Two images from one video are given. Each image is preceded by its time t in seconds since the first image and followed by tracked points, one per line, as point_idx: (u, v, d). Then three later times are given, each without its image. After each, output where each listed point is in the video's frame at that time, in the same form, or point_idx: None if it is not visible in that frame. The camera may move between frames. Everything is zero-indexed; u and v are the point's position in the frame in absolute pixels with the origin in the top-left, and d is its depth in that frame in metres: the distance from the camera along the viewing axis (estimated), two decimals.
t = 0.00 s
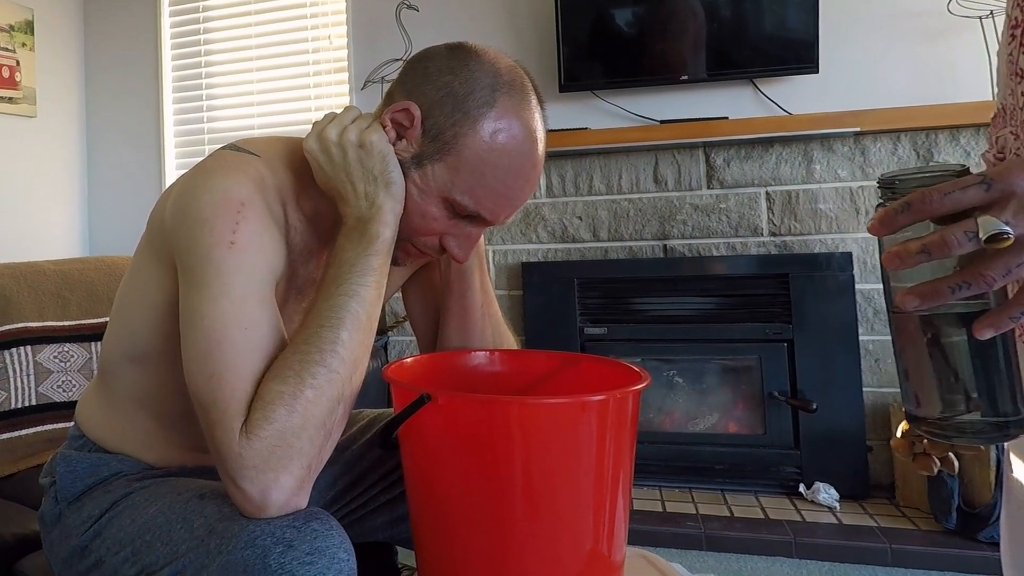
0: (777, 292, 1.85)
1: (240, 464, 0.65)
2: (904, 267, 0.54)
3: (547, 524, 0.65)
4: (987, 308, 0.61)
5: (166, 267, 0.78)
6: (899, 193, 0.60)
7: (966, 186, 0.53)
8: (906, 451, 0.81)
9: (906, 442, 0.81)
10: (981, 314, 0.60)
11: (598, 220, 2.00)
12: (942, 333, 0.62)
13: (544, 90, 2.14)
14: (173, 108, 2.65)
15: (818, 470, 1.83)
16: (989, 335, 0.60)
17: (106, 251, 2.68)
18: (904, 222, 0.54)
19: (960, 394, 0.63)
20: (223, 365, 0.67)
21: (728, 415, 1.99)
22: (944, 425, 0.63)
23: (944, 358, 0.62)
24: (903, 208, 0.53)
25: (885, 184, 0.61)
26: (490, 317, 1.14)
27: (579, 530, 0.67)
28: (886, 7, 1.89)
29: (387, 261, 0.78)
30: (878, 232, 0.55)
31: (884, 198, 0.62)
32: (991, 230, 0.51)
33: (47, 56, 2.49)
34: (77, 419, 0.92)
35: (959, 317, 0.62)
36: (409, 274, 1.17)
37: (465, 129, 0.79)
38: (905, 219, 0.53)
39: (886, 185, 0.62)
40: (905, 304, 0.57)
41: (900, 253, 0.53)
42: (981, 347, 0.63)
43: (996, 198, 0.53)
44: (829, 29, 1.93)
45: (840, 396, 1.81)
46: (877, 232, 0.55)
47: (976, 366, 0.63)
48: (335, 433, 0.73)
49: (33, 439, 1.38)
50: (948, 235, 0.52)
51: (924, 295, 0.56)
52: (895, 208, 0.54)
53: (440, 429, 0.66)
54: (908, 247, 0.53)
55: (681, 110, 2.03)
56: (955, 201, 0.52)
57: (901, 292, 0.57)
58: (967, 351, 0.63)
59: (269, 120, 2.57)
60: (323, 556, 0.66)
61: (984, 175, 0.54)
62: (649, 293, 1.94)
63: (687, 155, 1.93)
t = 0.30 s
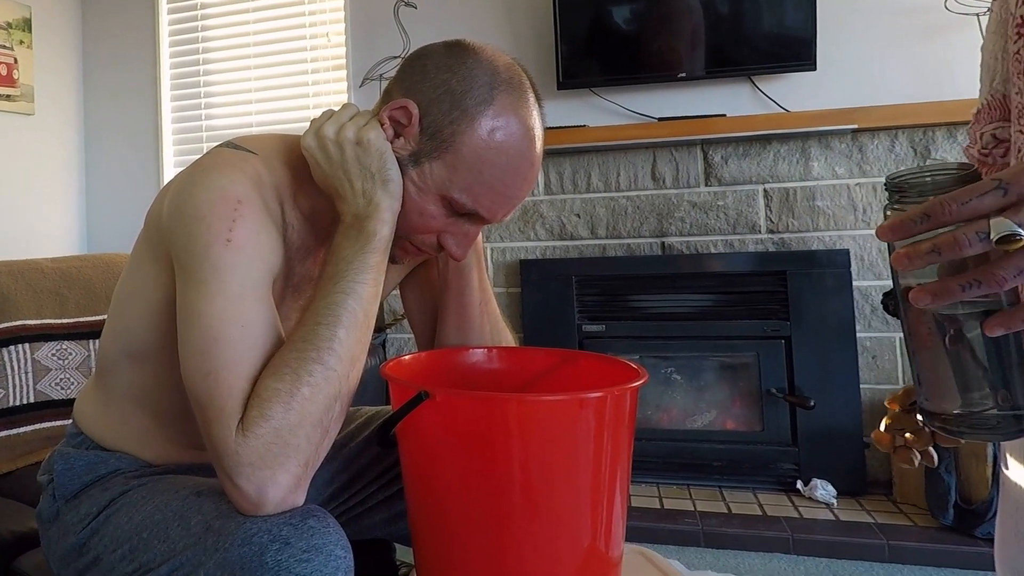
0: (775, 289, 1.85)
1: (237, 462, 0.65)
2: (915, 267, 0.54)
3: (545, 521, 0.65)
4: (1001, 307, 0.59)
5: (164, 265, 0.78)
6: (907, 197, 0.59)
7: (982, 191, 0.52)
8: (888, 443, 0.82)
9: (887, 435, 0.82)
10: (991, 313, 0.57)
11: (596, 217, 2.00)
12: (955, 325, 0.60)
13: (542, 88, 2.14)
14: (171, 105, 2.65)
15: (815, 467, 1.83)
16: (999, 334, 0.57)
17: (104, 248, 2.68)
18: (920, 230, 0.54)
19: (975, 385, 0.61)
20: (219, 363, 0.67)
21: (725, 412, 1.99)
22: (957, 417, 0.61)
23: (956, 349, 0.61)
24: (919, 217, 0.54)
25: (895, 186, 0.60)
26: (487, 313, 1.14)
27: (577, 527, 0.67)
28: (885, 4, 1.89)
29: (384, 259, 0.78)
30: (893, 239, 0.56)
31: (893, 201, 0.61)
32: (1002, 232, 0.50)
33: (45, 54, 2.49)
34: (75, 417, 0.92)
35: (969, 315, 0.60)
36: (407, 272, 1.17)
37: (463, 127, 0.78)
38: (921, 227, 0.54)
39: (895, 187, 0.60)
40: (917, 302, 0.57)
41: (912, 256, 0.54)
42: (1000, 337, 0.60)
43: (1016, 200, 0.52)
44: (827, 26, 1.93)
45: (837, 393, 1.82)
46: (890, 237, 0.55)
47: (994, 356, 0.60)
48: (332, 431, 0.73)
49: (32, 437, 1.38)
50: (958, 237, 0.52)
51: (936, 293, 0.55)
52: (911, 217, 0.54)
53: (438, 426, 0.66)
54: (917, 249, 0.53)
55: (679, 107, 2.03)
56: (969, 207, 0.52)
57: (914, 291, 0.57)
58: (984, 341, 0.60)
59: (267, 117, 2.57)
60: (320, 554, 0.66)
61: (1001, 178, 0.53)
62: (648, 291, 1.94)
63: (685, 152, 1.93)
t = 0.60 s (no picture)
0: (773, 287, 1.86)
1: (235, 460, 0.65)
2: (908, 258, 0.55)
3: (543, 518, 0.66)
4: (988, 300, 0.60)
5: (162, 264, 0.78)
6: (902, 189, 0.59)
7: (977, 184, 0.53)
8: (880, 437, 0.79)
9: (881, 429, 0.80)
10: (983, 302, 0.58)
11: (594, 215, 2.00)
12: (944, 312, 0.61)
13: (540, 86, 2.14)
14: (168, 104, 2.65)
15: (813, 464, 1.83)
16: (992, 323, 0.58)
17: (102, 247, 2.68)
18: (917, 224, 0.54)
19: (961, 375, 0.61)
20: (217, 360, 0.67)
21: (723, 409, 2.00)
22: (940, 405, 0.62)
23: (945, 340, 0.61)
24: (917, 211, 0.54)
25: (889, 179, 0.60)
26: (485, 311, 1.14)
27: (575, 525, 0.67)
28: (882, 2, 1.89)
29: (382, 256, 0.78)
30: (888, 232, 0.56)
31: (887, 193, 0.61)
32: (995, 221, 0.50)
33: (43, 53, 2.49)
34: (73, 416, 0.91)
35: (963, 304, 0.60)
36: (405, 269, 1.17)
37: (460, 124, 0.78)
38: (919, 222, 0.54)
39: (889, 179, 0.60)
40: (908, 291, 0.57)
41: (906, 248, 0.54)
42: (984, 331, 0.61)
43: (1007, 193, 0.53)
44: (824, 24, 1.93)
45: (835, 390, 1.82)
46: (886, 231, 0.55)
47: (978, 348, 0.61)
48: (330, 429, 0.73)
49: (30, 435, 1.38)
50: (950, 226, 0.52)
51: (927, 283, 0.56)
52: (909, 211, 0.54)
53: (436, 424, 0.66)
54: (911, 239, 0.54)
55: (677, 105, 2.03)
56: (965, 201, 0.52)
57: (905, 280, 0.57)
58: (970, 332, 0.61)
59: (265, 116, 2.56)
60: (319, 551, 0.66)
61: (994, 171, 0.53)
62: (646, 288, 1.94)
63: (683, 149, 1.93)
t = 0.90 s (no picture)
0: (771, 286, 1.86)
1: (234, 458, 0.65)
2: (895, 264, 0.56)
3: (542, 516, 0.66)
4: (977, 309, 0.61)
5: (162, 261, 0.78)
6: (888, 200, 0.60)
7: (958, 190, 0.54)
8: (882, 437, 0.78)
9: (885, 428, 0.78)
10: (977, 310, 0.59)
11: (593, 214, 2.00)
12: (929, 327, 0.62)
13: (539, 84, 2.14)
14: (167, 102, 2.64)
15: (811, 462, 1.83)
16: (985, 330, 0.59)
17: (101, 245, 2.68)
18: (902, 230, 0.55)
19: (950, 395, 0.62)
20: (217, 359, 0.67)
21: (721, 408, 2.00)
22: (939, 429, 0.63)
23: (923, 340, 0.62)
24: (901, 217, 0.55)
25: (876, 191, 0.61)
26: (484, 311, 1.14)
27: (574, 523, 0.67)
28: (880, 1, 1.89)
29: (381, 255, 0.78)
30: (875, 240, 0.58)
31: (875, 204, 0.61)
32: (977, 225, 0.51)
33: (42, 51, 2.49)
34: (71, 414, 0.91)
35: (950, 313, 0.62)
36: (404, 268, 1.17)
37: (459, 123, 0.78)
38: (904, 228, 0.55)
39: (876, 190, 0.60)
40: (897, 298, 0.58)
41: (892, 253, 0.55)
42: (970, 347, 0.62)
43: (990, 199, 0.54)
44: (823, 23, 1.93)
45: (833, 389, 1.82)
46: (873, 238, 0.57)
47: (966, 364, 0.62)
48: (329, 427, 0.73)
49: (28, 433, 1.37)
50: (934, 231, 0.53)
51: (915, 288, 0.57)
52: (893, 217, 0.56)
53: (435, 422, 0.66)
54: (896, 244, 0.55)
55: (676, 104, 2.03)
56: (948, 206, 0.54)
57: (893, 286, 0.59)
58: (956, 347, 0.62)
59: (264, 114, 2.56)
60: (318, 550, 0.66)
61: (975, 178, 0.55)
62: (644, 288, 1.94)
63: (682, 148, 1.93)
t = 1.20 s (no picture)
0: (771, 285, 1.85)
1: (234, 457, 0.65)
2: (854, 261, 0.59)
3: (541, 516, 0.66)
4: (932, 310, 0.62)
5: (161, 260, 0.78)
6: (850, 201, 0.65)
7: (916, 189, 0.56)
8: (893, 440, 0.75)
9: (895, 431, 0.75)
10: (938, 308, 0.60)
11: (592, 213, 2.00)
12: (872, 328, 0.64)
13: (539, 83, 2.14)
14: (167, 101, 2.64)
15: (810, 462, 1.83)
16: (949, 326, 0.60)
17: (100, 243, 2.68)
18: (862, 226, 0.58)
19: (894, 397, 0.63)
20: (216, 358, 0.67)
21: (720, 408, 2.00)
22: (883, 428, 0.64)
23: (868, 338, 0.64)
24: (861, 213, 0.58)
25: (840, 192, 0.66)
26: (484, 311, 1.14)
27: (574, 523, 0.67)
28: None
29: (380, 254, 0.78)
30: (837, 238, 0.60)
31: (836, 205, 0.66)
32: (933, 222, 0.54)
33: (43, 49, 2.49)
34: (71, 413, 0.91)
35: (899, 315, 0.62)
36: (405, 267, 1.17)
37: (458, 123, 0.78)
38: (863, 223, 0.58)
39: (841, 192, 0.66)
40: (859, 294, 0.59)
41: (852, 250, 0.58)
42: (915, 348, 0.63)
43: (948, 197, 0.56)
44: (823, 22, 1.93)
45: (832, 388, 1.82)
46: (835, 235, 0.59)
47: (908, 365, 0.63)
48: (329, 426, 0.73)
49: (28, 432, 1.38)
50: (894, 229, 0.56)
51: (876, 283, 0.58)
52: (854, 214, 0.58)
53: (435, 422, 0.66)
54: (856, 242, 0.58)
55: (676, 103, 2.03)
56: (907, 203, 0.56)
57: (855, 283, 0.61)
58: (900, 351, 0.63)
59: (264, 113, 2.56)
60: (318, 549, 0.66)
61: (934, 177, 0.57)
62: (644, 287, 1.95)
63: (682, 148, 1.93)
